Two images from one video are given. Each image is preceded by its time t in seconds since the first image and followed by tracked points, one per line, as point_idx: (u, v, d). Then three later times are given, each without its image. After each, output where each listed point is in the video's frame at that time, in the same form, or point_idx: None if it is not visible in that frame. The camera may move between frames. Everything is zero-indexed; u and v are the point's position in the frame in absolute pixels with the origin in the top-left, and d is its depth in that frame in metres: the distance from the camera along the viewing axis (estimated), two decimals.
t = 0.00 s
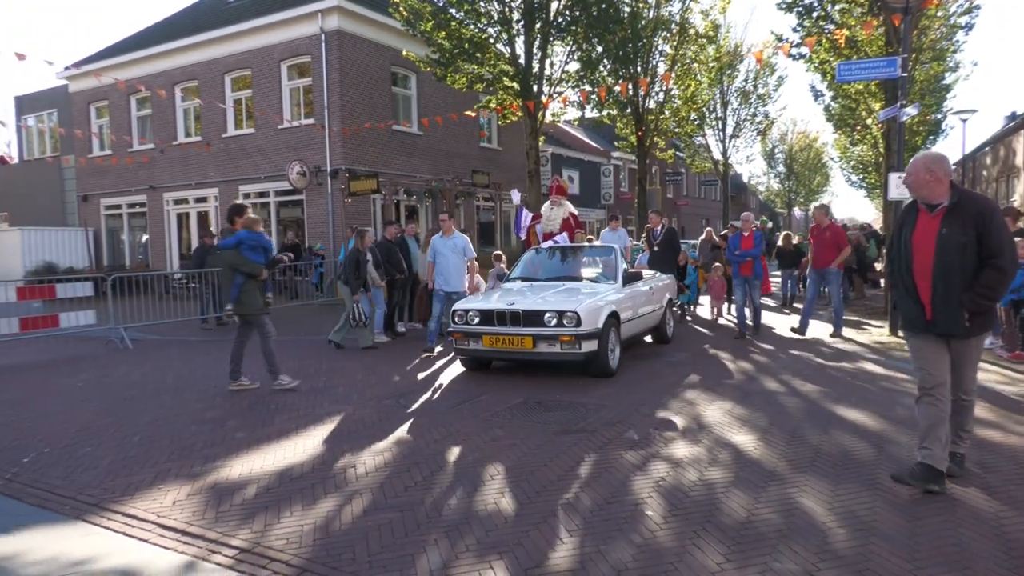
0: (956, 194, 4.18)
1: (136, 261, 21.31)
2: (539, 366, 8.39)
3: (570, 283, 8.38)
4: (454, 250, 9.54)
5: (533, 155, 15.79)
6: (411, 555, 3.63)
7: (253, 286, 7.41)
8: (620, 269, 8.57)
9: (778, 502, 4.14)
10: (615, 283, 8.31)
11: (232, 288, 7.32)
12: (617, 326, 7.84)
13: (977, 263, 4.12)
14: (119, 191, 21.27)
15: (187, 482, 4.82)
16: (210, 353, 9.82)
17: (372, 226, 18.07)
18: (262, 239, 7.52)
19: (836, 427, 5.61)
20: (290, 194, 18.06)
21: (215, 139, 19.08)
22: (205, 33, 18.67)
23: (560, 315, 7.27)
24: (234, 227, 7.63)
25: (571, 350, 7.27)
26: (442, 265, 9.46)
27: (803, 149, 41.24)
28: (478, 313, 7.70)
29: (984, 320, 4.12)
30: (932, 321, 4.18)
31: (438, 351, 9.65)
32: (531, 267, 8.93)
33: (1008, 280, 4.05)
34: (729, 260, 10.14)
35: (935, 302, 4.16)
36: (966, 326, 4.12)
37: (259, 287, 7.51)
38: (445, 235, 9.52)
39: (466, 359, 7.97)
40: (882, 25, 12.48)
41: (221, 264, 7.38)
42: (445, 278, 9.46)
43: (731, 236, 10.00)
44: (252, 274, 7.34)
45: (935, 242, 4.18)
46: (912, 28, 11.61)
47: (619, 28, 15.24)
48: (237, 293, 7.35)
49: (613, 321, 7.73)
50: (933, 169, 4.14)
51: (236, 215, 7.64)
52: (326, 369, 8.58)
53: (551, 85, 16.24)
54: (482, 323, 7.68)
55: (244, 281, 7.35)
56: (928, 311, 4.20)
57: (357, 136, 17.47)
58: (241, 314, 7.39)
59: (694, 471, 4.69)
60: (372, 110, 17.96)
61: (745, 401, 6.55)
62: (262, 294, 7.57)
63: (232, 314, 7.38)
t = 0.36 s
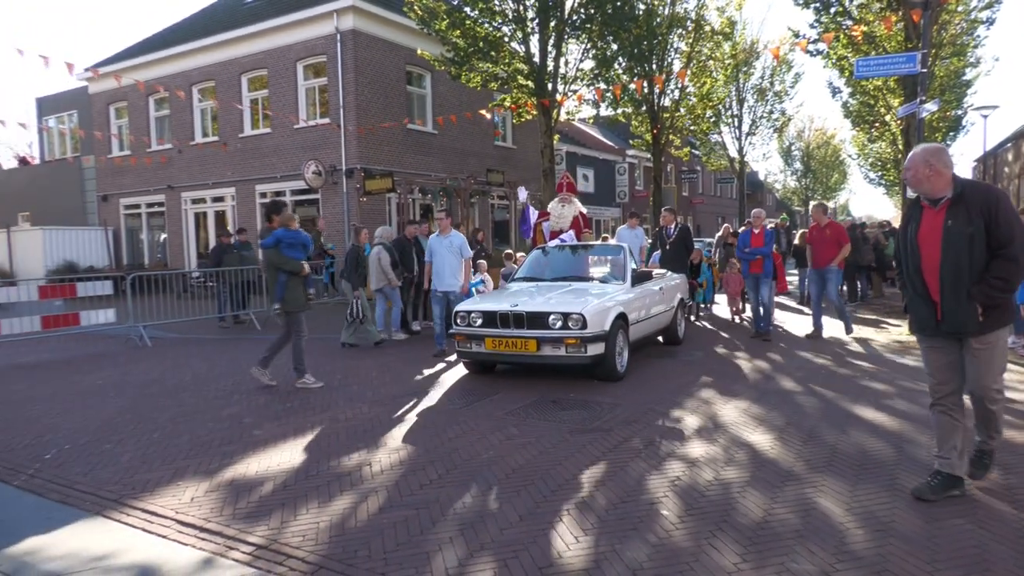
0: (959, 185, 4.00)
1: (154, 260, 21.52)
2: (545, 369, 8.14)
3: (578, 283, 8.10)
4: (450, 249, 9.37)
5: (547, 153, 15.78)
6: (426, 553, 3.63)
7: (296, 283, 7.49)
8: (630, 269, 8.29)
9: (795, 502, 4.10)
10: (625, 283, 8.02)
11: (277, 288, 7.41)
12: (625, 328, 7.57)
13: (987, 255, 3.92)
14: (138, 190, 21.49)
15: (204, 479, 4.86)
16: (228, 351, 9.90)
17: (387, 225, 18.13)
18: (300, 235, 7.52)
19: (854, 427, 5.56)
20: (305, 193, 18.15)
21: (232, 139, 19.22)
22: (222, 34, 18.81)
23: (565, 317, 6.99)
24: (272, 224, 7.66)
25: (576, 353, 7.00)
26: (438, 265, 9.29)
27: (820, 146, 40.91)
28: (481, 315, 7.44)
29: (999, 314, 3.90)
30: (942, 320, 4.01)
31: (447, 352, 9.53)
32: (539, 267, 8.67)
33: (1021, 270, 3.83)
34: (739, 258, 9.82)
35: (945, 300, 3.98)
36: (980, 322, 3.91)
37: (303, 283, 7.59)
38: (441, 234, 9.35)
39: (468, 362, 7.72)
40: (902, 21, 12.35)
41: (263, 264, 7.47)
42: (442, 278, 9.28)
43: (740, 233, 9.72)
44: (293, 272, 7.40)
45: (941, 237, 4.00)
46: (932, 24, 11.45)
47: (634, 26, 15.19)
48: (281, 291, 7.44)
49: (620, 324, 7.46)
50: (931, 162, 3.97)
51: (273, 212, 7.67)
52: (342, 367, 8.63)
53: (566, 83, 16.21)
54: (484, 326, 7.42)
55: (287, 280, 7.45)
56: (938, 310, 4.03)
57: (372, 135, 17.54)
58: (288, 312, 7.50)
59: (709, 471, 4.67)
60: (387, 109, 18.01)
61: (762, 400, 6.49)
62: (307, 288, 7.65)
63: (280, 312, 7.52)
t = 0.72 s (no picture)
0: (978, 182, 3.88)
1: (173, 259, 21.75)
2: (549, 372, 7.87)
3: (584, 283, 7.82)
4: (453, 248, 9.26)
5: (563, 152, 15.74)
6: (442, 551, 3.64)
7: (330, 282, 7.57)
8: (638, 269, 8.04)
9: (813, 503, 4.07)
10: (633, 283, 7.75)
11: (311, 286, 7.50)
12: (632, 330, 7.29)
13: (1004, 255, 3.78)
14: (157, 191, 21.72)
15: (223, 476, 4.90)
16: (245, 350, 9.98)
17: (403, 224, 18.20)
18: (336, 236, 7.61)
19: (873, 427, 5.50)
20: (322, 192, 18.26)
21: (250, 139, 19.38)
22: (239, 34, 18.96)
23: (569, 319, 6.68)
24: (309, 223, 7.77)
25: (581, 357, 6.69)
26: (442, 264, 9.25)
27: (839, 144, 40.54)
28: (482, 317, 7.15)
29: (1018, 317, 3.72)
30: (957, 323, 3.92)
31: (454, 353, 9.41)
32: (545, 267, 8.39)
33: None
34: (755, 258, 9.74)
35: (958, 303, 3.88)
36: (995, 325, 3.77)
37: (337, 283, 7.67)
38: (445, 233, 9.26)
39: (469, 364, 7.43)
40: (922, 16, 12.20)
41: (298, 263, 7.58)
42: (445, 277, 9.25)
43: (757, 232, 9.71)
44: (327, 272, 7.49)
45: (956, 237, 3.90)
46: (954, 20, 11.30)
47: (650, 23, 15.12)
48: (315, 289, 7.53)
49: (628, 326, 7.17)
50: (951, 156, 3.86)
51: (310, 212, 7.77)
52: (358, 366, 8.68)
53: (581, 82, 16.18)
54: (486, 327, 7.13)
55: (321, 279, 7.53)
56: (953, 313, 3.96)
57: (388, 135, 17.60)
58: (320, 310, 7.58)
59: (726, 471, 4.64)
60: (403, 109, 18.07)
61: (779, 400, 6.44)
62: (340, 288, 7.73)
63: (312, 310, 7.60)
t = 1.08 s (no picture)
0: (1016, 180, 3.60)
1: (191, 258, 21.94)
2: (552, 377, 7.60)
3: (589, 284, 7.55)
4: (460, 246, 9.25)
5: (577, 150, 15.70)
6: (457, 550, 3.65)
7: (358, 281, 7.62)
8: (645, 269, 7.73)
9: (831, 504, 4.04)
10: (639, 284, 7.46)
11: (338, 283, 7.58)
12: (638, 332, 7.03)
13: None
14: (175, 190, 21.92)
15: (240, 473, 4.95)
16: (261, 348, 10.04)
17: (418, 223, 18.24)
18: (367, 236, 7.68)
19: (892, 428, 5.45)
20: (337, 191, 18.34)
21: (266, 139, 19.50)
22: (255, 35, 19.08)
23: (572, 322, 6.41)
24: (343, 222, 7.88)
25: (584, 361, 6.42)
26: (449, 263, 9.31)
27: (856, 141, 40.15)
28: (482, 319, 6.89)
29: None
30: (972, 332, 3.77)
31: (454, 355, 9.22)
32: (549, 267, 8.08)
33: None
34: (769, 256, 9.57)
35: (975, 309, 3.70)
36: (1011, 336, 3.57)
37: (367, 283, 7.71)
38: (452, 231, 9.23)
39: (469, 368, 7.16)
40: (942, 12, 12.05)
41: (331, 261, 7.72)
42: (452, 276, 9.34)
43: (773, 228, 9.46)
44: (356, 271, 7.56)
45: (982, 238, 3.68)
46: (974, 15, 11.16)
47: (665, 21, 15.05)
48: (341, 286, 7.58)
49: (633, 328, 6.91)
50: (991, 149, 3.60)
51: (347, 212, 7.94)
52: (373, 365, 8.71)
53: (596, 80, 16.14)
54: (486, 330, 6.86)
55: (350, 277, 7.59)
56: (971, 320, 3.80)
57: (403, 134, 17.65)
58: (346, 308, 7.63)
59: (743, 471, 4.61)
60: (418, 108, 18.11)
61: (797, 400, 6.39)
62: (371, 288, 7.75)
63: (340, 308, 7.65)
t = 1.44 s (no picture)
0: None
1: (209, 257, 22.13)
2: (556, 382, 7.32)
3: (594, 285, 7.24)
4: (461, 245, 8.90)
5: (592, 149, 15.63)
6: (472, 548, 3.66)
7: (382, 279, 7.63)
8: (653, 269, 7.39)
9: (849, 505, 4.00)
10: (646, 285, 7.14)
11: (362, 280, 7.60)
12: (644, 336, 6.75)
13: None
14: (193, 190, 22.12)
15: (257, 471, 4.98)
16: (278, 347, 10.11)
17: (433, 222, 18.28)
18: (393, 233, 7.72)
19: (911, 428, 5.39)
20: (353, 190, 18.42)
21: (283, 138, 19.62)
22: (272, 35, 19.21)
23: (573, 325, 6.12)
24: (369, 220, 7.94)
25: (586, 367, 6.14)
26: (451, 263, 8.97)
27: (875, 139, 39.72)
28: (480, 322, 6.61)
29: None
30: (1009, 333, 3.51)
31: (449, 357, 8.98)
32: (553, 267, 7.73)
33: None
34: (782, 257, 9.31)
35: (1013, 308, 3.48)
36: None
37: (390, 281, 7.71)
38: (455, 230, 8.91)
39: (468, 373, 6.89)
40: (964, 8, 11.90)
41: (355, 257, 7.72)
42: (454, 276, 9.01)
43: (786, 228, 9.17)
44: (380, 267, 7.58)
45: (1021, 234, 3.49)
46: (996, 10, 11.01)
47: (681, 18, 14.96)
48: (366, 283, 7.60)
49: (639, 331, 6.62)
50: None
51: (372, 210, 7.99)
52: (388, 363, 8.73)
53: (612, 78, 16.10)
54: (484, 334, 6.58)
55: (374, 274, 7.60)
56: (1008, 322, 3.54)
57: (418, 133, 17.69)
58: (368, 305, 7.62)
59: (759, 471, 4.58)
60: (433, 107, 18.13)
61: (814, 400, 6.33)
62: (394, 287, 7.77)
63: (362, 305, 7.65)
